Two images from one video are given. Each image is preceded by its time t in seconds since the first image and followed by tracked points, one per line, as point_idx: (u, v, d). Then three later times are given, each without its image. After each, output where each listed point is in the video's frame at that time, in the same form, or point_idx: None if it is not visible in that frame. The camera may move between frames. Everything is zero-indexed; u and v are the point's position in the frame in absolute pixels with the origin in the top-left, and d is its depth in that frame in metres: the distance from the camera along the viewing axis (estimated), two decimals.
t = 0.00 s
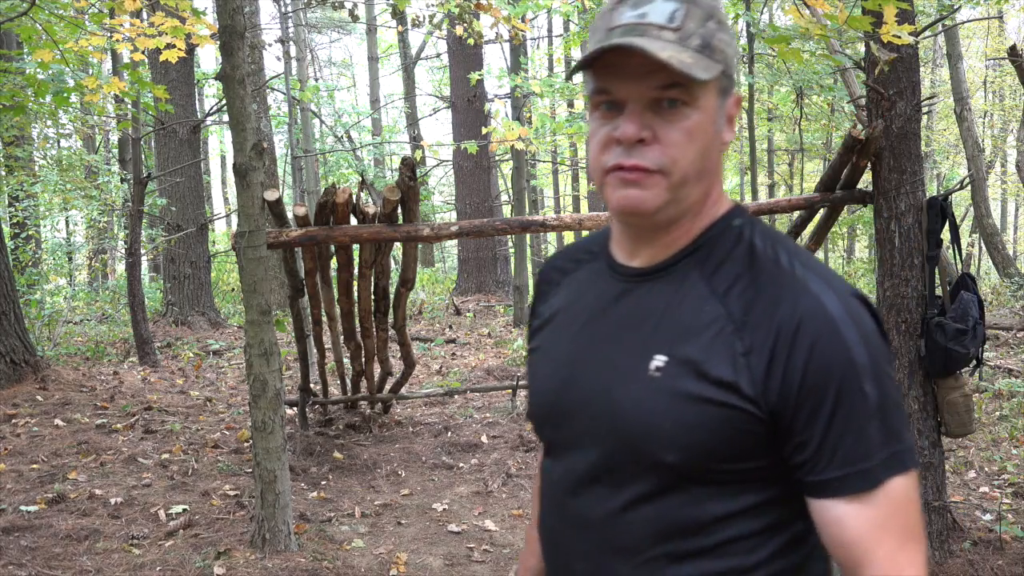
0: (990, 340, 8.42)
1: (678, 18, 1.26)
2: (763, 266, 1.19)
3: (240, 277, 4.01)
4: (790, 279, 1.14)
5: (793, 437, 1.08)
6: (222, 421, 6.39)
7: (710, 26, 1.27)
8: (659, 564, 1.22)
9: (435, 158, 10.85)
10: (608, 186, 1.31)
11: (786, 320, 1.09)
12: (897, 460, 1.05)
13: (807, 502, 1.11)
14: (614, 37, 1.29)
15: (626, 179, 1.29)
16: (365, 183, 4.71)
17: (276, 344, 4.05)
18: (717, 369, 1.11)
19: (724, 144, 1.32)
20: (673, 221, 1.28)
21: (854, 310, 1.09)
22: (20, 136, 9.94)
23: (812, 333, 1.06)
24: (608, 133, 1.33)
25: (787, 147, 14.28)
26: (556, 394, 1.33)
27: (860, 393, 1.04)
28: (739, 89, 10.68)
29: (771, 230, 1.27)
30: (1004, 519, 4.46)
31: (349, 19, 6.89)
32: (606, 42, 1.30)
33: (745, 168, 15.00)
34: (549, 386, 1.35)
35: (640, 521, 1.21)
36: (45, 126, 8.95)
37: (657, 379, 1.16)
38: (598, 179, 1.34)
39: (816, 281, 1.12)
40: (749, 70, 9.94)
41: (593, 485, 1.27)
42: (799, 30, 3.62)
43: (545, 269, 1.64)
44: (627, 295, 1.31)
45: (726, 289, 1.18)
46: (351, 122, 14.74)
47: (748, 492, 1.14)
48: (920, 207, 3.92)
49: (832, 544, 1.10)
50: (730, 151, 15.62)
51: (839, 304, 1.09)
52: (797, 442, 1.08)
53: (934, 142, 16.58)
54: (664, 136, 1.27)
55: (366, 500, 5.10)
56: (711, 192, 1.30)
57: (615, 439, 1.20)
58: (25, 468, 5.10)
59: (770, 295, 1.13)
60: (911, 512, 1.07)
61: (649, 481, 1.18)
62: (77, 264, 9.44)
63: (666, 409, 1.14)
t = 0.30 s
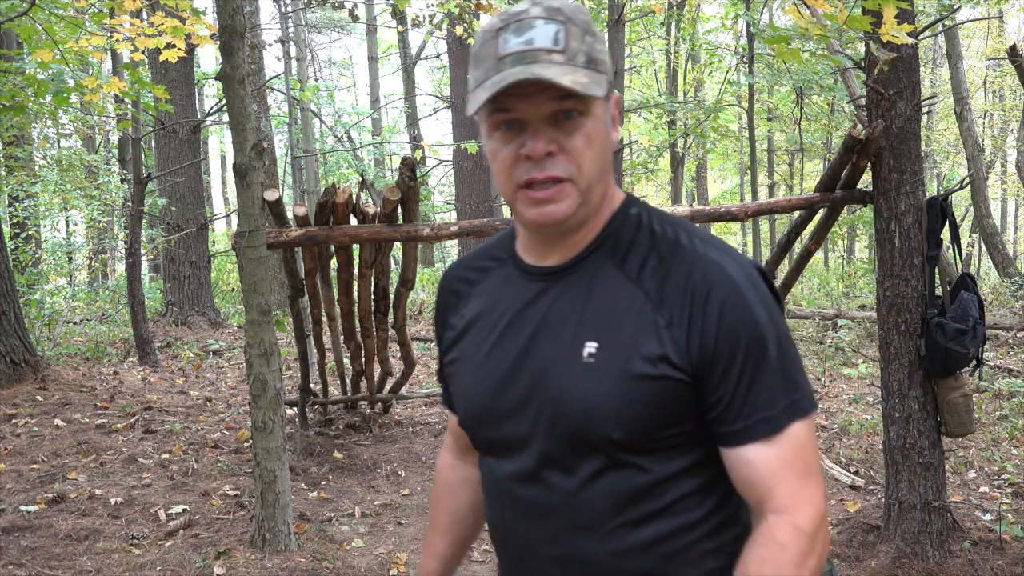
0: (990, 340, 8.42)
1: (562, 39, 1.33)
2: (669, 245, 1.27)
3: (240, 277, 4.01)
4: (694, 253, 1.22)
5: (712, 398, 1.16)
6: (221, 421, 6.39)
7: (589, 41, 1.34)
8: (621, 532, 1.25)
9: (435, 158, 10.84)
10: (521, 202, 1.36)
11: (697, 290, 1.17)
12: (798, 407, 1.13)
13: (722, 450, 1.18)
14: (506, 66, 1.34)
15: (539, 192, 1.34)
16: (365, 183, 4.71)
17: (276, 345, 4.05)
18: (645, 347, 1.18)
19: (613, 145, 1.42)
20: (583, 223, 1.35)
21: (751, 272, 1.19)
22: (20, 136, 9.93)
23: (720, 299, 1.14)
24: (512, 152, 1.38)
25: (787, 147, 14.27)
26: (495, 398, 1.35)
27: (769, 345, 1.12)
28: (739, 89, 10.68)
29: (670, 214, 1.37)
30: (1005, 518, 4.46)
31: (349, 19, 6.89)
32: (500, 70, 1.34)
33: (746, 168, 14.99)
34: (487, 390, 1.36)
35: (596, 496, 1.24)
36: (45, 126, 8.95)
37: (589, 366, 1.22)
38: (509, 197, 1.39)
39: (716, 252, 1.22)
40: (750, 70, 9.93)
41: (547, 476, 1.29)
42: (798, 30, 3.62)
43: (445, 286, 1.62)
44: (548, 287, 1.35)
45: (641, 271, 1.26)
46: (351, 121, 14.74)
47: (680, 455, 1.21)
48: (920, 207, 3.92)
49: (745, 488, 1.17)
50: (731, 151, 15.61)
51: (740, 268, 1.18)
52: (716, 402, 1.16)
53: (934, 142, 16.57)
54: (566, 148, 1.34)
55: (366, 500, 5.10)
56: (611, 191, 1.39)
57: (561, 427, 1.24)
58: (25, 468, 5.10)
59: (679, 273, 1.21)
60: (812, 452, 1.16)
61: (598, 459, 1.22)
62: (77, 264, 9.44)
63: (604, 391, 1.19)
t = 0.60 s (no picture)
0: (990, 340, 8.41)
1: (531, 37, 1.36)
2: (660, 231, 1.31)
3: (240, 278, 4.01)
4: (686, 238, 1.27)
5: (712, 375, 1.20)
6: (221, 421, 6.39)
7: (559, 39, 1.38)
8: (628, 516, 1.27)
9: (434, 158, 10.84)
10: (501, 195, 1.39)
11: (692, 273, 1.21)
12: (799, 378, 1.19)
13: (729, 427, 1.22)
14: (479, 65, 1.38)
15: (517, 185, 1.37)
16: (365, 183, 4.71)
17: (276, 345, 4.05)
18: (645, 331, 1.22)
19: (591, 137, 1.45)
20: (563, 213, 1.38)
21: (740, 254, 1.24)
22: (20, 137, 9.93)
23: (713, 282, 1.19)
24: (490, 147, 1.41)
25: (787, 147, 14.27)
26: (495, 391, 1.35)
27: (764, 321, 1.18)
28: (740, 89, 10.67)
29: (654, 203, 1.41)
30: (1005, 519, 4.46)
31: (349, 19, 6.89)
32: (473, 71, 1.38)
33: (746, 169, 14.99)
34: (487, 384, 1.37)
35: (603, 480, 1.26)
36: (45, 126, 8.95)
37: (589, 352, 1.24)
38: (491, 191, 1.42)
39: (707, 235, 1.26)
40: (750, 70, 9.92)
41: (551, 463, 1.30)
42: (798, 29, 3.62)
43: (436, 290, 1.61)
44: (542, 280, 1.36)
45: (635, 259, 1.29)
46: (351, 122, 14.74)
47: (682, 437, 1.24)
48: (920, 207, 3.92)
49: (754, 462, 1.21)
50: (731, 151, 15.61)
51: (729, 250, 1.23)
52: (715, 380, 1.20)
53: (934, 142, 16.56)
54: (540, 141, 1.37)
55: (366, 500, 5.10)
56: (592, 182, 1.42)
57: (565, 414, 1.26)
58: (25, 468, 5.10)
59: (672, 257, 1.25)
60: (813, 422, 1.22)
61: (603, 443, 1.24)
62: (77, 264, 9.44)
63: (605, 376, 1.22)
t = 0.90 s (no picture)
0: (990, 339, 8.41)
1: (639, 27, 1.38)
2: (741, 239, 1.28)
3: (240, 277, 4.01)
4: (768, 249, 1.23)
5: (778, 395, 1.18)
6: (222, 421, 6.39)
7: (665, 31, 1.39)
8: (670, 526, 1.27)
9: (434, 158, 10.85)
10: (591, 179, 1.40)
11: (771, 286, 1.19)
12: (867, 412, 1.16)
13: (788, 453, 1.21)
14: (582, 49, 1.40)
15: (608, 170, 1.38)
16: (365, 183, 4.70)
17: (275, 345, 4.05)
18: (713, 338, 1.20)
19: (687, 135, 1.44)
20: (654, 204, 1.37)
21: (825, 275, 1.20)
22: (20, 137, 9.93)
23: (790, 298, 1.16)
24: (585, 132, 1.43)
25: (787, 146, 14.24)
26: (561, 378, 1.37)
27: (839, 348, 1.14)
28: (740, 89, 10.68)
29: (741, 211, 1.38)
30: (1005, 518, 4.46)
31: (349, 19, 6.89)
32: (575, 55, 1.40)
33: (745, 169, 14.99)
34: (553, 371, 1.38)
35: (654, 485, 1.26)
36: (45, 126, 8.95)
37: (657, 353, 1.24)
38: (582, 176, 1.43)
39: (791, 251, 1.23)
40: (750, 70, 9.92)
41: (604, 460, 1.31)
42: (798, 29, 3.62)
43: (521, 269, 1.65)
44: (618, 277, 1.37)
45: (712, 264, 1.27)
46: (351, 121, 14.74)
47: (744, 454, 1.23)
48: (920, 207, 3.92)
49: (810, 492, 1.19)
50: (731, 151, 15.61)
51: (813, 268, 1.19)
52: (782, 399, 1.18)
53: (934, 142, 16.56)
54: (636, 129, 1.38)
55: (366, 500, 5.10)
56: (683, 178, 1.41)
57: (624, 413, 1.26)
58: (25, 468, 5.10)
59: (751, 266, 1.23)
60: (880, 460, 1.18)
61: (658, 447, 1.24)
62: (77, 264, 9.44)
63: (670, 378, 1.22)
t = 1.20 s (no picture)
0: (990, 340, 8.40)
1: (729, 27, 1.38)
2: (811, 260, 1.30)
3: (239, 277, 4.01)
4: (840, 275, 1.24)
5: (832, 422, 1.20)
6: (222, 421, 6.39)
7: (757, 33, 1.39)
8: (705, 536, 1.33)
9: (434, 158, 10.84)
10: (665, 183, 1.43)
11: (835, 312, 1.21)
12: (931, 452, 1.17)
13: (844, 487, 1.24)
14: (667, 48, 1.41)
15: (683, 176, 1.41)
16: (365, 183, 4.71)
17: (275, 345, 4.05)
18: (769, 356, 1.24)
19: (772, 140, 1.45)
20: (729, 211, 1.41)
21: (897, 306, 1.20)
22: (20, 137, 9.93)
23: (855, 326, 1.18)
24: (665, 134, 1.46)
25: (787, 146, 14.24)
26: (618, 373, 1.44)
27: (900, 384, 1.15)
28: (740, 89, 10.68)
29: (819, 227, 1.38)
30: (1005, 518, 4.46)
31: (349, 19, 6.89)
32: (660, 53, 1.42)
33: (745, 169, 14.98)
34: (611, 365, 1.46)
35: (692, 494, 1.33)
36: (45, 126, 8.96)
37: (713, 364, 1.29)
38: (657, 178, 1.47)
39: (862, 278, 1.23)
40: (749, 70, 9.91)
41: (648, 461, 1.38)
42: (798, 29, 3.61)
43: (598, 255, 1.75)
44: (679, 287, 1.43)
45: (776, 283, 1.30)
46: (351, 121, 14.74)
47: (795, 474, 1.26)
48: (920, 207, 3.92)
49: (865, 528, 1.22)
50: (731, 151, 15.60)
51: (884, 298, 1.20)
52: (836, 428, 1.20)
53: (934, 142, 16.55)
54: (716, 134, 1.40)
55: (366, 500, 5.10)
56: (761, 186, 1.43)
57: (672, 418, 1.33)
58: (25, 468, 5.09)
59: (816, 289, 1.25)
60: (941, 502, 1.19)
61: (701, 459, 1.30)
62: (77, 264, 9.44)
63: (722, 389, 1.26)
